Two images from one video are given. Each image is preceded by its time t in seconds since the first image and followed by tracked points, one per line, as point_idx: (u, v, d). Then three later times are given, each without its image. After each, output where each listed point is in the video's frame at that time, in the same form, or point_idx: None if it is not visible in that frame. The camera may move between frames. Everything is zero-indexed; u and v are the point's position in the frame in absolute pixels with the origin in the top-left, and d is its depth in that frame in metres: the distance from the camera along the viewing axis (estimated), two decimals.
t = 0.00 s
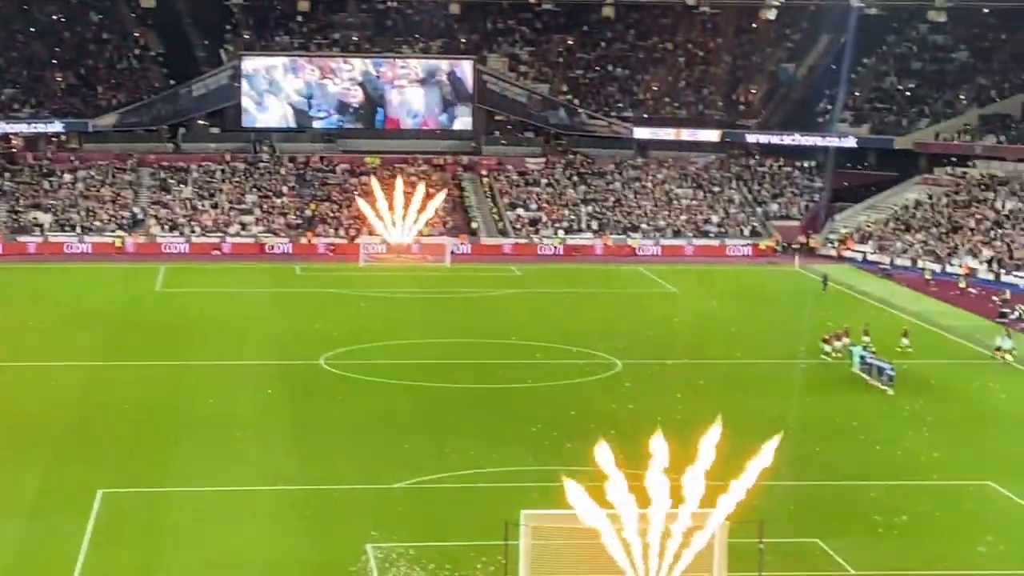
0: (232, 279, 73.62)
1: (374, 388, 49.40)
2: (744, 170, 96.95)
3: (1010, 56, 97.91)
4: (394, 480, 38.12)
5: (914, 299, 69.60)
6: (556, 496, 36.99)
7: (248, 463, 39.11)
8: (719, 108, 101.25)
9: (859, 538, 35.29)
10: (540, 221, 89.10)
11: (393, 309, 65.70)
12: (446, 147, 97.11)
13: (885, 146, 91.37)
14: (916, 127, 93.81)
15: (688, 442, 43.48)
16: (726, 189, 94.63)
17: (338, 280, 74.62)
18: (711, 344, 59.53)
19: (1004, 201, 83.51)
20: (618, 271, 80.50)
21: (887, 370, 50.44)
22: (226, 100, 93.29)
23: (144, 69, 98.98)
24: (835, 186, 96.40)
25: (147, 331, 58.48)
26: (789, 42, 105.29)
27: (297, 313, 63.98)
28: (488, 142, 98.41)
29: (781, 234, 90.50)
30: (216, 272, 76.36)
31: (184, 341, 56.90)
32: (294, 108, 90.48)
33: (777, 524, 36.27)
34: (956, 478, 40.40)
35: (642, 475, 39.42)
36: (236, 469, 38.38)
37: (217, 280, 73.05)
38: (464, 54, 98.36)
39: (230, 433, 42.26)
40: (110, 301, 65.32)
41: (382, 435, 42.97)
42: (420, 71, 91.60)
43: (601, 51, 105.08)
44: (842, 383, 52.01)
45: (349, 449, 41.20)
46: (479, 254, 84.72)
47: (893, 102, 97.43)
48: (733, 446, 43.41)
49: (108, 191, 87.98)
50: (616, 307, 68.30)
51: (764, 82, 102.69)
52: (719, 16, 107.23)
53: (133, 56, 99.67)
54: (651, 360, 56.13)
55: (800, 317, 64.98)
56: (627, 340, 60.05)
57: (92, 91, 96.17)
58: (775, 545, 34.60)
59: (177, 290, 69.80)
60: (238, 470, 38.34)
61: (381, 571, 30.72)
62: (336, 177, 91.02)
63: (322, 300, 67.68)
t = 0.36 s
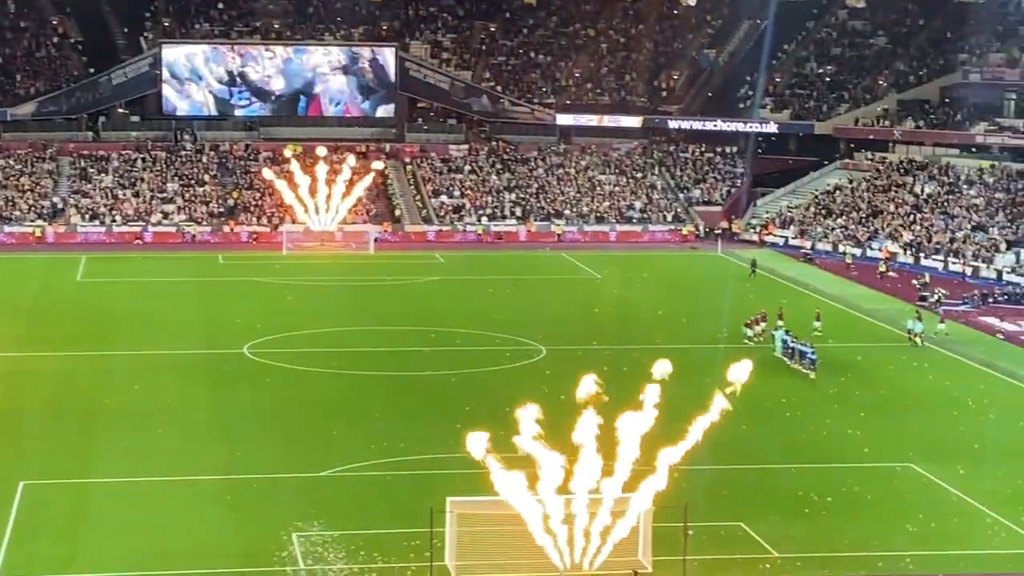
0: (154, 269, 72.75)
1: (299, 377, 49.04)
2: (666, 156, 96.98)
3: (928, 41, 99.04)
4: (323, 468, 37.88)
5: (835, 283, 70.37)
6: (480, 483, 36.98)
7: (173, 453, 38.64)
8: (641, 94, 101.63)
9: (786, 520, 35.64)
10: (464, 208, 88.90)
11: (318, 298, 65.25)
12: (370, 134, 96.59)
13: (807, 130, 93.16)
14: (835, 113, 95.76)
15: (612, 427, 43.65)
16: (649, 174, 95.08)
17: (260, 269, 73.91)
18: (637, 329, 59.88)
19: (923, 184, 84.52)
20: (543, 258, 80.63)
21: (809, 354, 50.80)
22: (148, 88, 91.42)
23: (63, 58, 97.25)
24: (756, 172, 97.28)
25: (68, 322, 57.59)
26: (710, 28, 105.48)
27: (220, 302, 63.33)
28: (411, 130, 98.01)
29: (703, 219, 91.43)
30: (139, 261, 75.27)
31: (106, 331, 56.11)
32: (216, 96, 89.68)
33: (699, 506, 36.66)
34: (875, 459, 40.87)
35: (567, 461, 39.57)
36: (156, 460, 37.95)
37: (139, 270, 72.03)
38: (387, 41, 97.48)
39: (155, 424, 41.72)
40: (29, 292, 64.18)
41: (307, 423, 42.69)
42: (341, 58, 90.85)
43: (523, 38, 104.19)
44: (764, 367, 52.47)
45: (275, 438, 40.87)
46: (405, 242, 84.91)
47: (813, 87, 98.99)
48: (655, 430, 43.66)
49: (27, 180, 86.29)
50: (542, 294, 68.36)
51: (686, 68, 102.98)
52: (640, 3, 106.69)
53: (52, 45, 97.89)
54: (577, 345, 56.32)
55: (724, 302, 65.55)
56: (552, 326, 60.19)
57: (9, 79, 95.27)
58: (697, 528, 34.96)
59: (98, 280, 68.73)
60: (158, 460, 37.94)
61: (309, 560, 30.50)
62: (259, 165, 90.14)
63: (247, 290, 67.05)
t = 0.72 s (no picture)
0: (92, 261, 71.76)
1: (240, 369, 48.60)
2: (607, 147, 97.49)
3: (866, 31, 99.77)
4: (264, 461, 37.57)
5: (775, 272, 70.80)
6: (422, 474, 36.85)
7: (112, 447, 38.14)
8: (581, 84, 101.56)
9: (728, 509, 35.79)
10: (406, 199, 88.59)
11: (258, 290, 64.70)
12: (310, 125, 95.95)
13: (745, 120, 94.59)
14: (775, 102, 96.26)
15: (554, 418, 43.68)
16: (590, 165, 95.09)
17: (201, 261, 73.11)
18: (578, 319, 59.89)
19: (861, 174, 85.24)
20: (485, 249, 80.56)
21: (750, 343, 51.09)
22: (86, 79, 90.70)
23: None
24: (696, 163, 97.64)
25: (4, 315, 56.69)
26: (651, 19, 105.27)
27: (159, 294, 62.62)
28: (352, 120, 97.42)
29: (645, 209, 91.67)
30: (78, 254, 74.18)
31: (42, 324, 55.28)
32: (154, 88, 88.65)
33: (641, 494, 36.79)
34: (815, 448, 41.15)
35: (510, 452, 39.56)
36: (95, 454, 37.43)
37: (77, 262, 71.00)
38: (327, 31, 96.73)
39: (93, 417, 41.18)
40: None
41: (249, 415, 42.32)
42: (282, 48, 90.61)
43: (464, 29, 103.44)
44: (705, 356, 52.66)
45: (216, 430, 40.50)
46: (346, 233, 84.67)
47: (752, 77, 99.57)
48: (597, 420, 43.72)
49: None
50: (484, 285, 68.20)
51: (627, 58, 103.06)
52: None
53: None
54: (519, 336, 56.28)
55: (665, 291, 65.77)
56: (493, 317, 60.09)
57: None
58: (638, 516, 35.07)
59: (36, 272, 67.66)
60: (98, 454, 37.43)
61: (251, 553, 30.24)
62: (199, 156, 89.24)
63: (186, 282, 66.35)
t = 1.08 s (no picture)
0: (30, 257, 70.67)
1: (182, 364, 48.10)
2: (551, 140, 97.03)
3: (807, 25, 100.35)
4: (205, 455, 37.19)
5: (718, 265, 71.04)
6: (366, 467, 36.63)
7: (52, 442, 37.60)
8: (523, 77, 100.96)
9: (671, 501, 35.84)
10: (348, 192, 88.05)
11: (199, 284, 64.09)
12: (253, 119, 95.09)
13: (688, 114, 95.00)
14: (717, 96, 96.62)
15: (497, 410, 43.61)
16: (532, 158, 94.84)
17: (141, 256, 72.17)
18: (523, 312, 59.73)
19: (803, 167, 85.67)
20: (429, 242, 80.21)
21: (693, 335, 51.05)
22: (22, 72, 89.96)
23: None
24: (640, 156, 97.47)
25: None
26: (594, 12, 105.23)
27: (99, 290, 61.80)
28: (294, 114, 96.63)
29: (588, 202, 91.77)
30: (17, 249, 72.96)
31: None
32: (94, 82, 87.96)
33: (585, 487, 36.77)
34: (759, 439, 41.29)
35: (453, 444, 39.44)
36: (35, 450, 36.82)
37: (15, 258, 69.86)
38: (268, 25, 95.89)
39: (31, 413, 40.58)
40: None
41: (190, 409, 41.89)
42: (221, 40, 89.36)
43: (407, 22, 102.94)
44: (648, 349, 52.77)
45: (158, 424, 40.05)
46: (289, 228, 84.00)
47: (695, 71, 99.90)
48: (539, 413, 43.69)
49: None
50: (426, 278, 67.94)
51: (570, 52, 103.08)
52: None
53: None
54: (462, 329, 56.12)
55: (608, 284, 65.83)
56: (436, 310, 59.93)
57: None
58: (583, 509, 35.03)
59: None
60: (39, 451, 36.84)
61: (193, 547, 29.93)
62: (139, 150, 88.16)
63: (126, 277, 65.54)
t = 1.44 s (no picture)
0: None
1: (120, 360, 47.57)
2: (492, 135, 96.81)
3: (747, 19, 100.98)
4: (146, 451, 36.76)
5: (658, 259, 71.23)
6: (306, 463, 36.38)
7: None
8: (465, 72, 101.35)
9: (614, 494, 35.84)
10: (289, 186, 87.56)
11: (138, 280, 63.31)
12: (193, 114, 94.14)
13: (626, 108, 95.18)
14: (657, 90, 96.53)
15: (436, 406, 43.40)
16: (473, 152, 94.54)
17: (80, 252, 71.27)
18: (465, 307, 59.56)
19: (743, 161, 86.06)
20: (371, 237, 79.90)
21: (633, 328, 51.47)
22: None
23: None
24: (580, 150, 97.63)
25: None
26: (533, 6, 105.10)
27: (35, 286, 60.90)
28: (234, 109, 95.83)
29: (530, 196, 91.82)
30: None
31: None
32: (31, 76, 86.53)
33: (527, 481, 36.68)
34: (699, 433, 41.39)
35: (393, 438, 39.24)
36: None
37: None
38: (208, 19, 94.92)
39: None
40: None
41: (129, 405, 41.45)
42: (162, 36, 88.72)
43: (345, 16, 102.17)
44: (589, 343, 52.84)
45: (98, 421, 39.53)
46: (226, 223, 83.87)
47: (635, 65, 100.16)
48: (479, 408, 43.59)
49: None
50: (368, 273, 67.61)
51: (511, 46, 103.03)
52: None
53: None
54: (404, 324, 55.87)
55: (549, 278, 65.88)
56: (376, 305, 59.66)
57: None
58: (524, 503, 34.94)
59: None
60: None
61: (134, 545, 29.55)
62: (78, 145, 86.99)
63: (63, 272, 64.65)
